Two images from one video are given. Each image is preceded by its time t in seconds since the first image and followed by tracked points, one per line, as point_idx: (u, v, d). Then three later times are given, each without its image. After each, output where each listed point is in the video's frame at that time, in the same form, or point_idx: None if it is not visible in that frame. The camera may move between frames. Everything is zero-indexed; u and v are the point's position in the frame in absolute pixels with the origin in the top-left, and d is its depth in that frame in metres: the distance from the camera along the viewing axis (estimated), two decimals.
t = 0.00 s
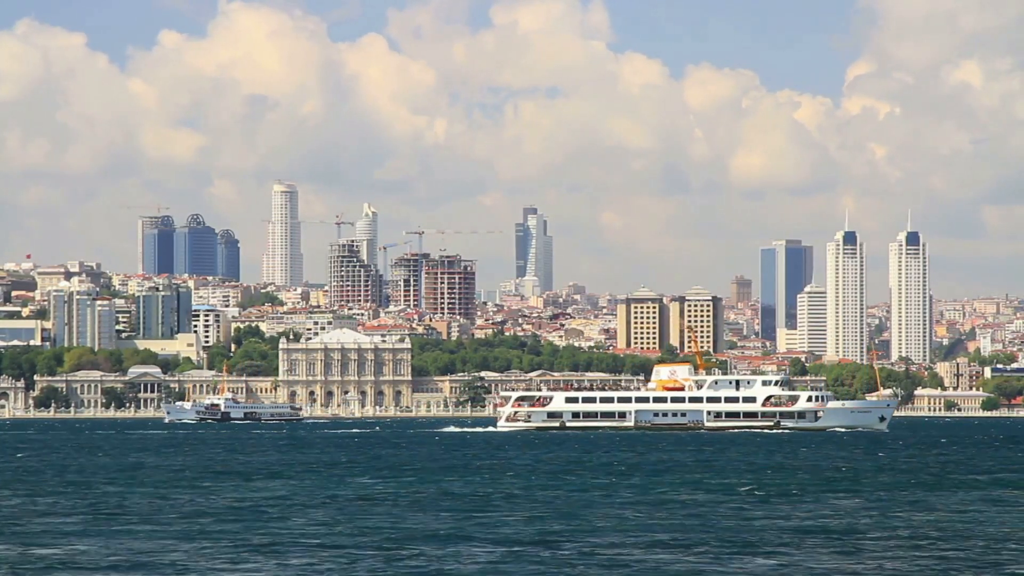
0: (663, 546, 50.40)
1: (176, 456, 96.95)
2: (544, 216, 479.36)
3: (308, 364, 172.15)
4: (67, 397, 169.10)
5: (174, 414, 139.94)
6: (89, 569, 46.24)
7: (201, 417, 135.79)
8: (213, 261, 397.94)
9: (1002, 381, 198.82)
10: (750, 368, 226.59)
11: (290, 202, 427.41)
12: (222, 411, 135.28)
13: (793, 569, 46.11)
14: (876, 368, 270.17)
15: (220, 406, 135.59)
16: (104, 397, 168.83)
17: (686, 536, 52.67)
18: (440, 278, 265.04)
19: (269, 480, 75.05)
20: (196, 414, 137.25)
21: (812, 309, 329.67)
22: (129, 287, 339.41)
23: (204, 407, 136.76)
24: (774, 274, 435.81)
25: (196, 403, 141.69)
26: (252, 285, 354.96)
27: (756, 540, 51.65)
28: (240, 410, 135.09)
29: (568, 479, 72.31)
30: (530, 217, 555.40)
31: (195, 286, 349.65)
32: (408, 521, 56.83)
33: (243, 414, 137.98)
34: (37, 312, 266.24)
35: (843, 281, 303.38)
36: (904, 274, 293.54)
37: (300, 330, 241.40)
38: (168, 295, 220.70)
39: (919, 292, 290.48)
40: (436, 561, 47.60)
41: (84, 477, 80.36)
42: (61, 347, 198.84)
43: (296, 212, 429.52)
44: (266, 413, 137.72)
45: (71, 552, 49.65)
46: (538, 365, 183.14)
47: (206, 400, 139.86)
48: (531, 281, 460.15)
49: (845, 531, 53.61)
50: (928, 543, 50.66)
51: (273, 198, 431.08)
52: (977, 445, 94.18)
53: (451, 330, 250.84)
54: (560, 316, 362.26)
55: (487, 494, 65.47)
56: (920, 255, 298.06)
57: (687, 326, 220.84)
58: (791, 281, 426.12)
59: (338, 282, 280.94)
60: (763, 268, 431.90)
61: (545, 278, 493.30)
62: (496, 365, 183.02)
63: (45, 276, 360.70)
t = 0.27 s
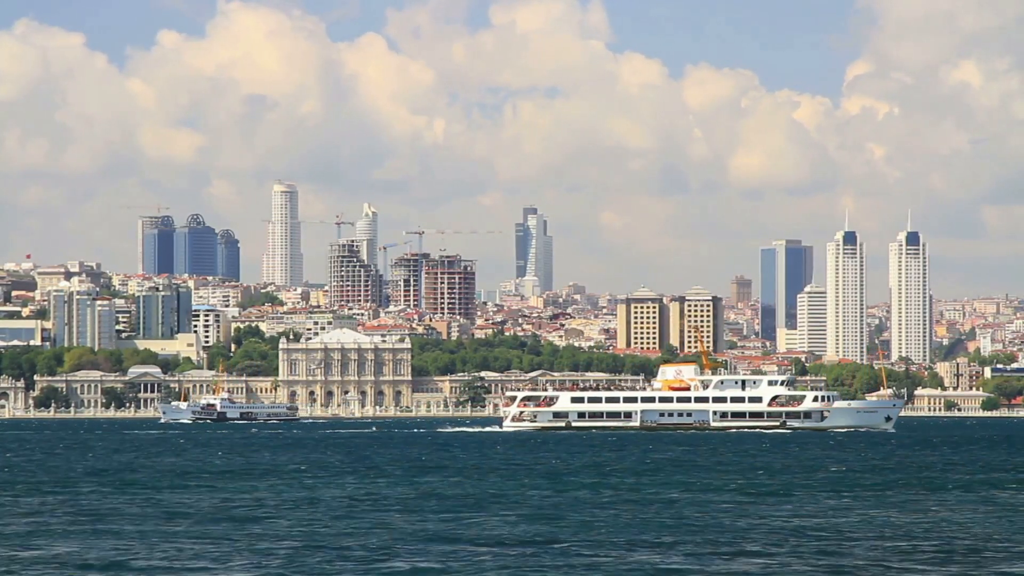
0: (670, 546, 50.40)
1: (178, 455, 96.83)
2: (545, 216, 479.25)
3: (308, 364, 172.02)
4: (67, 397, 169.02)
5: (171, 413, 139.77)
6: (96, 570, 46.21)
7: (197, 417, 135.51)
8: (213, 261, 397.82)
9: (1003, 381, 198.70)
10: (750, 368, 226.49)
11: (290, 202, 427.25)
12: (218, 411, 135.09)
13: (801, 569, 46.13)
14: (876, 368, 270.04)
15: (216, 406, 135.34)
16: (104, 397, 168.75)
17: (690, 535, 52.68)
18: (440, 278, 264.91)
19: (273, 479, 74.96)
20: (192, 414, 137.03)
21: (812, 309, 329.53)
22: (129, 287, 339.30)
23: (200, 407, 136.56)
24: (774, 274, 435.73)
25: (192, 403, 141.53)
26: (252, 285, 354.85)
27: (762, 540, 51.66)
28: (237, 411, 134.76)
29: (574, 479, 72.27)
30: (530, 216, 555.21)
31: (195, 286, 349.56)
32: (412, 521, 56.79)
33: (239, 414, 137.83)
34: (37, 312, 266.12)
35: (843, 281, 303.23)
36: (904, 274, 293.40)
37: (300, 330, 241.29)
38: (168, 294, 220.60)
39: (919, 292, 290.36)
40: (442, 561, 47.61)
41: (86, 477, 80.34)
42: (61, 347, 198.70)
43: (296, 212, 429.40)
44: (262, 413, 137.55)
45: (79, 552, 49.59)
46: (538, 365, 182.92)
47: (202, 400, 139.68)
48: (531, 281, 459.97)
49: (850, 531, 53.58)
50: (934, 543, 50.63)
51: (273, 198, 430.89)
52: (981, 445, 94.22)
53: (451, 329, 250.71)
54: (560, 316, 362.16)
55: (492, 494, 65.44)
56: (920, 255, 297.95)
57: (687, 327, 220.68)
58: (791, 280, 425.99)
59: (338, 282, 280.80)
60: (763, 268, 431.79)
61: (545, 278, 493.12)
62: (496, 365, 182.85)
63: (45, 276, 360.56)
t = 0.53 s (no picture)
0: (670, 546, 50.38)
1: (179, 455, 96.82)
2: (544, 216, 479.20)
3: (308, 364, 171.97)
4: (67, 397, 169.04)
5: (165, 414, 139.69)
6: (95, 571, 46.18)
7: (192, 417, 135.52)
8: (213, 261, 397.79)
9: (1003, 381, 198.72)
10: (750, 368, 226.48)
11: (290, 202, 427.14)
12: (214, 411, 135.03)
13: (801, 569, 46.09)
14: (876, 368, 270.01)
15: (211, 406, 135.26)
16: (104, 397, 168.75)
17: (690, 535, 52.66)
18: (440, 278, 264.85)
19: (274, 479, 74.97)
20: (187, 414, 137.01)
21: (812, 309, 329.53)
22: (129, 287, 339.23)
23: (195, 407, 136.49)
24: (774, 274, 435.75)
25: (187, 403, 141.47)
26: (252, 285, 354.83)
27: (763, 540, 51.65)
28: (232, 411, 134.74)
29: (575, 480, 72.27)
30: (530, 216, 555.04)
31: (195, 285, 349.52)
32: (412, 521, 56.77)
33: (235, 414, 137.76)
34: (37, 312, 266.03)
35: (843, 281, 303.17)
36: (904, 274, 293.37)
37: (300, 330, 241.25)
38: (168, 294, 220.55)
39: (919, 292, 290.34)
40: (441, 562, 47.59)
41: (87, 477, 80.30)
42: (61, 347, 198.66)
43: (296, 212, 429.34)
44: (257, 413, 137.48)
45: (78, 553, 49.55)
46: (538, 366, 182.79)
47: (198, 401, 139.61)
48: (531, 281, 459.82)
49: (851, 531, 53.60)
50: (936, 543, 50.63)
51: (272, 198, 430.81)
52: (984, 445, 94.20)
53: (451, 330, 250.66)
54: (560, 316, 362.18)
55: (493, 495, 65.42)
56: (920, 255, 297.93)
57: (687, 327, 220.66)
58: (791, 280, 425.95)
59: (338, 282, 280.75)
60: (763, 269, 431.81)
61: (545, 278, 493.13)
62: (496, 365, 182.79)
63: (45, 276, 360.50)
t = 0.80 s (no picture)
0: (672, 546, 50.40)
1: (180, 455, 96.82)
2: (544, 218, 478.80)
3: (308, 364, 171.90)
4: (67, 397, 169.05)
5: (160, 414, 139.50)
6: (95, 570, 46.23)
7: (188, 417, 135.61)
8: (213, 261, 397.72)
9: (1003, 381, 198.78)
10: (750, 368, 226.42)
11: (291, 202, 427.03)
12: (210, 411, 135.01)
13: (801, 568, 46.12)
14: (876, 368, 269.97)
15: (207, 406, 135.31)
16: (104, 397, 168.73)
17: (691, 535, 52.69)
18: (440, 278, 264.78)
19: (275, 479, 74.98)
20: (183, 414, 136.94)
21: (812, 309, 329.48)
22: (129, 287, 339.15)
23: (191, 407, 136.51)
24: (774, 274, 435.68)
25: (184, 403, 141.45)
26: (252, 285, 354.80)
27: (764, 540, 51.67)
28: (230, 412, 134.80)
29: (576, 479, 72.29)
30: (530, 217, 554.71)
31: (195, 286, 349.48)
32: (414, 521, 56.82)
33: (230, 414, 137.72)
34: (36, 312, 266.00)
35: (843, 281, 303.06)
36: (904, 274, 293.25)
37: (300, 330, 241.20)
38: (168, 295, 220.53)
39: (919, 292, 290.29)
40: (441, 562, 47.62)
41: (88, 477, 80.30)
42: (61, 347, 198.58)
43: (296, 212, 429.26)
44: (253, 413, 137.49)
45: (80, 553, 49.53)
46: (538, 366, 182.59)
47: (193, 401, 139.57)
48: (531, 282, 459.60)
49: (852, 531, 53.63)
50: (933, 543, 50.78)
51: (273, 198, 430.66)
52: (986, 444, 94.21)
53: (451, 330, 250.60)
54: (560, 316, 362.16)
55: (494, 494, 65.45)
56: (920, 255, 297.95)
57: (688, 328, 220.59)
58: (791, 280, 425.89)
59: (338, 282, 280.66)
60: (763, 269, 431.72)
61: (545, 278, 493.14)
62: (496, 365, 182.68)
63: (45, 276, 360.44)
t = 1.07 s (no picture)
0: (670, 546, 50.37)
1: (180, 455, 96.76)
2: (544, 217, 478.97)
3: (308, 364, 171.77)
4: (67, 397, 169.12)
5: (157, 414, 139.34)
6: (92, 571, 46.17)
7: (185, 417, 135.65)
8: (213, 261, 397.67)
9: (1003, 381, 198.82)
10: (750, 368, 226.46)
11: (290, 202, 427.00)
12: (207, 411, 134.99)
13: (800, 568, 46.09)
14: (876, 368, 269.99)
15: (204, 406, 135.16)
16: (104, 397, 168.72)
17: (692, 535, 52.69)
18: (440, 278, 264.74)
19: (274, 480, 74.91)
20: (180, 413, 136.87)
21: (812, 308, 329.48)
22: (129, 287, 339.04)
23: (188, 406, 136.42)
24: (774, 274, 435.70)
25: (181, 403, 141.42)
26: (252, 285, 354.72)
27: (762, 540, 51.65)
28: (222, 410, 134.81)
29: (577, 479, 72.25)
30: (529, 216, 554.62)
31: (195, 285, 349.43)
32: (413, 522, 56.77)
33: (227, 414, 137.57)
34: (36, 312, 265.92)
35: (843, 281, 303.05)
36: (904, 274, 293.25)
37: (300, 330, 241.16)
38: (168, 295, 220.44)
39: (919, 292, 290.35)
40: (440, 561, 47.57)
41: (87, 477, 80.26)
42: (61, 347, 198.59)
43: (296, 212, 429.16)
44: (250, 413, 137.34)
45: (77, 553, 49.48)
46: (538, 366, 182.50)
47: (190, 400, 139.41)
48: (531, 281, 459.66)
49: (851, 531, 53.59)
50: (939, 543, 50.81)
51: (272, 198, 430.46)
52: (988, 444, 94.16)
53: (451, 330, 250.58)
54: (559, 316, 362.12)
55: (494, 495, 65.42)
56: (920, 255, 297.94)
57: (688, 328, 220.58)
58: (791, 280, 425.93)
59: (338, 282, 280.60)
60: (763, 268, 431.80)
61: (545, 277, 493.04)
62: (496, 365, 182.64)
63: (44, 276, 360.28)
